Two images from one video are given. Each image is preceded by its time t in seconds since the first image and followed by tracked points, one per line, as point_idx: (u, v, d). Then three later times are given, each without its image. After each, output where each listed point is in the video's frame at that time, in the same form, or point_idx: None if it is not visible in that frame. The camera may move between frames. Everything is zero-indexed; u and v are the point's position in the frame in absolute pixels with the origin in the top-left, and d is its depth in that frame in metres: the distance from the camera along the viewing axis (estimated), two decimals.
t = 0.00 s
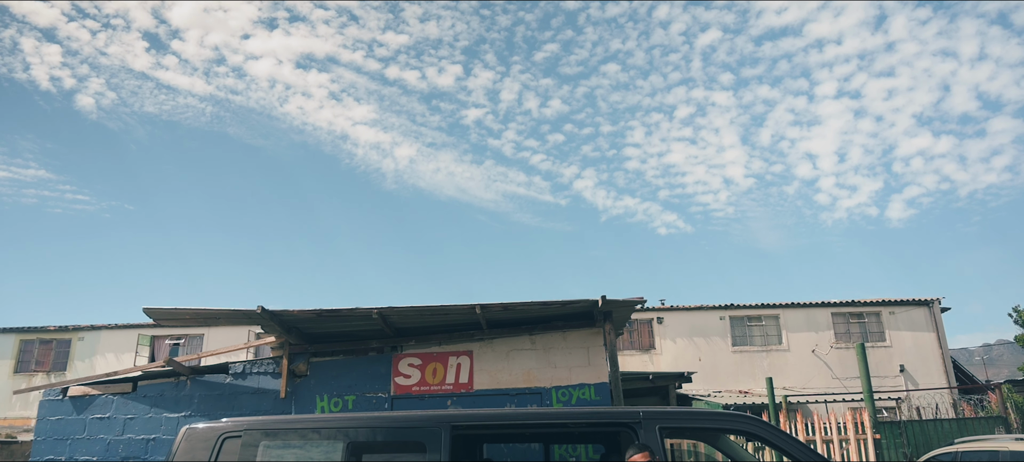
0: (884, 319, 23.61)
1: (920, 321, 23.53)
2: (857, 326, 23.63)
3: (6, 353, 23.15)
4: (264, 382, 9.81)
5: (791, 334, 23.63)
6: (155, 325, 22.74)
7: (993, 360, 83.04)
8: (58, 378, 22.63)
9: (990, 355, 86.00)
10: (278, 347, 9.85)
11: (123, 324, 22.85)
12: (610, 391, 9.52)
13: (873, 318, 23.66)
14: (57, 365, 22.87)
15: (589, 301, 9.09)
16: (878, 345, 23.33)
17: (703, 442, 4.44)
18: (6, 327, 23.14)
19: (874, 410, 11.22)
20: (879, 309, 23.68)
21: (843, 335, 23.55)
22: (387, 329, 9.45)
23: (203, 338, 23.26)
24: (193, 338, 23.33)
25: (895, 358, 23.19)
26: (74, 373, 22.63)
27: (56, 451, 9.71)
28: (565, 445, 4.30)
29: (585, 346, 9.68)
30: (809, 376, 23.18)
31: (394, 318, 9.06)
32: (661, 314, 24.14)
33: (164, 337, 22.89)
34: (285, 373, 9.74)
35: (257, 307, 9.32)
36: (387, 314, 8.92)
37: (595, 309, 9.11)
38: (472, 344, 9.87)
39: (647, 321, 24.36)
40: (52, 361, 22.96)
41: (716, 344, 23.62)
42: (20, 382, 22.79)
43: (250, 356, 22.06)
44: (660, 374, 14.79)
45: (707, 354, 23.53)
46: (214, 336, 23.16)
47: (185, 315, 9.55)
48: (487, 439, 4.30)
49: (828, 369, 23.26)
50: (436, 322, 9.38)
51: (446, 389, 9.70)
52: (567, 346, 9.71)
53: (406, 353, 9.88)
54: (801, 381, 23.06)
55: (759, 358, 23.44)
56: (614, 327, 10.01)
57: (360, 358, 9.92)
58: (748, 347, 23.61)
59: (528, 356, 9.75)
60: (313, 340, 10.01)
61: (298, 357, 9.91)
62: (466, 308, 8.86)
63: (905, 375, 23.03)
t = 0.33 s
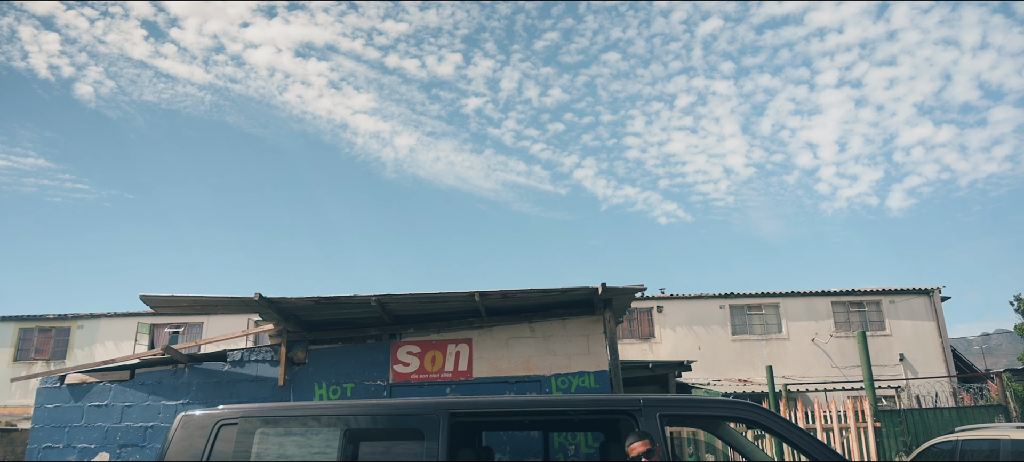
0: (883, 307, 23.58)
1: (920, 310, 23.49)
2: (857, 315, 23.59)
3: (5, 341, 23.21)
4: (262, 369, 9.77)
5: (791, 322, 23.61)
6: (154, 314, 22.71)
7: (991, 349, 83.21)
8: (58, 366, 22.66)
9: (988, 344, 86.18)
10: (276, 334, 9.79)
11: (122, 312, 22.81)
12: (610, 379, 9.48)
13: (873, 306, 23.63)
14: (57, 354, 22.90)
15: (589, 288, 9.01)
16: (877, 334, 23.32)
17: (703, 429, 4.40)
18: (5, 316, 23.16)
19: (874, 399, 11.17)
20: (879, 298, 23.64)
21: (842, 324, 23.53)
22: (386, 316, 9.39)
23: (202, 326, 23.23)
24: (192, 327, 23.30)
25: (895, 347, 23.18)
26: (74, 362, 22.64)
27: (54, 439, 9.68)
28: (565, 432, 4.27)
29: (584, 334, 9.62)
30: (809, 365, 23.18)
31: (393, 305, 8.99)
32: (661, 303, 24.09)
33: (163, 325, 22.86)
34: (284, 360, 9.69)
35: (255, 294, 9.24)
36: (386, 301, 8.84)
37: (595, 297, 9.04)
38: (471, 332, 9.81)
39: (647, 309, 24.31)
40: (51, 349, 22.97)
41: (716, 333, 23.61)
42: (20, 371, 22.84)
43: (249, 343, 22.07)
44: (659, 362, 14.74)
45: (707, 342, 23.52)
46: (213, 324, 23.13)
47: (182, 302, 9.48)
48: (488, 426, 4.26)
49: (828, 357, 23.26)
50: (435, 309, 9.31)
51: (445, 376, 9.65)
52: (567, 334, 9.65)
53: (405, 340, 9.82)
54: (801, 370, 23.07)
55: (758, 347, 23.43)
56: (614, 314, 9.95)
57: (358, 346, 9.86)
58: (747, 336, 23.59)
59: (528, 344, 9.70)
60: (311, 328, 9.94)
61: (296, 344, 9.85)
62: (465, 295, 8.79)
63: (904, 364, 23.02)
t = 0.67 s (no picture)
0: (883, 295, 23.56)
1: (920, 298, 23.45)
2: (857, 303, 23.57)
3: (5, 329, 23.23)
4: (260, 356, 9.72)
5: (791, 310, 23.59)
6: (153, 301, 22.67)
7: (989, 337, 83.45)
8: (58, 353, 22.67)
9: (987, 332, 86.38)
10: (274, 321, 9.73)
11: (121, 299, 22.76)
12: (610, 366, 9.43)
13: (873, 294, 23.60)
14: (57, 341, 22.90)
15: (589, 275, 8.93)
16: (877, 321, 23.31)
17: (704, 415, 4.36)
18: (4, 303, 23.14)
19: (875, 386, 11.13)
20: (879, 285, 23.61)
21: (842, 312, 23.51)
22: (385, 303, 9.32)
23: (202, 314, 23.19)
24: (192, 314, 23.25)
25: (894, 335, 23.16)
26: (74, 349, 22.65)
27: (51, 425, 9.64)
28: (565, 419, 4.33)
29: (585, 321, 9.56)
30: (808, 353, 23.19)
31: (392, 291, 8.92)
32: (661, 291, 24.03)
33: (163, 312, 22.81)
34: (282, 347, 9.64)
35: (252, 281, 9.16)
36: (384, 288, 8.77)
37: (595, 283, 8.96)
38: (470, 319, 9.75)
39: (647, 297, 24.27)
40: (51, 337, 22.97)
41: (716, 321, 23.58)
42: (19, 358, 22.87)
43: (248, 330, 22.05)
44: (659, 350, 14.71)
45: (706, 330, 23.50)
46: (213, 311, 23.08)
47: (179, 288, 9.40)
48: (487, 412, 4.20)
49: (828, 345, 23.26)
50: (434, 296, 9.24)
51: (444, 363, 9.60)
52: (567, 321, 9.59)
53: (403, 327, 9.77)
54: (800, 357, 23.08)
55: (758, 335, 23.43)
56: (615, 301, 9.88)
57: (357, 333, 9.80)
58: (747, 324, 23.57)
59: (528, 331, 9.64)
60: (310, 315, 9.88)
61: (295, 331, 9.79)
62: (464, 281, 8.72)
63: (904, 352, 23.02)
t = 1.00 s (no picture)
0: (884, 282, 23.51)
1: (921, 285, 23.39)
2: (858, 290, 23.52)
3: (5, 316, 23.24)
4: (259, 343, 9.66)
5: (791, 297, 23.55)
6: (153, 288, 22.61)
7: (989, 325, 83.58)
8: (58, 340, 22.66)
9: (987, 319, 86.52)
10: (273, 307, 9.65)
11: (121, 286, 22.70)
12: (611, 352, 9.37)
13: (873, 281, 23.55)
14: (57, 328, 22.90)
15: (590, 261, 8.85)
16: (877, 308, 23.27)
17: (704, 402, 4.30)
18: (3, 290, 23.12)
19: (877, 372, 11.08)
20: (880, 272, 23.55)
21: (843, 298, 23.47)
22: (384, 289, 9.24)
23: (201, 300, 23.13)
24: (191, 301, 23.18)
25: (895, 322, 23.12)
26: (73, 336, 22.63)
27: (50, 412, 9.60)
28: (566, 406, 4.20)
29: (585, 307, 9.49)
30: (809, 339, 23.17)
31: (391, 277, 8.85)
32: (661, 278, 23.96)
33: (162, 299, 22.75)
34: (282, 333, 9.58)
35: (251, 267, 9.07)
36: (384, 274, 8.69)
37: (597, 269, 8.88)
38: (471, 304, 9.68)
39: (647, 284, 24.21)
40: (51, 324, 22.96)
41: (716, 307, 23.54)
42: (20, 345, 22.89)
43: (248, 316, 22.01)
44: (659, 337, 14.66)
45: (707, 317, 23.47)
46: (212, 297, 23.01)
47: (177, 274, 9.32)
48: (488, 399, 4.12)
49: (828, 332, 23.23)
50: (433, 282, 9.16)
51: (444, 350, 9.54)
52: (568, 307, 9.52)
53: (403, 313, 9.69)
54: (800, 344, 23.06)
55: (758, 322, 23.39)
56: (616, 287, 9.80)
57: (356, 318, 9.73)
58: (747, 311, 23.55)
59: (528, 317, 9.57)
60: (309, 300, 9.81)
61: (294, 317, 9.73)
62: (464, 267, 8.63)
63: (904, 339, 22.99)
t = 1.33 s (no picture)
0: (885, 269, 23.46)
1: (922, 272, 23.33)
2: (859, 277, 23.47)
3: (4, 302, 23.23)
4: (258, 329, 9.61)
5: (791, 284, 23.50)
6: (152, 275, 22.55)
7: (989, 312, 83.64)
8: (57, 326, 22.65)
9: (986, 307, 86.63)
10: (272, 294, 9.59)
11: (120, 273, 22.64)
12: (612, 339, 9.31)
13: (875, 269, 23.50)
14: (56, 314, 22.88)
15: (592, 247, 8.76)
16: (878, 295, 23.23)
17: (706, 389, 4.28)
18: (3, 276, 23.11)
19: (879, 360, 11.02)
20: (881, 260, 23.50)
21: (844, 286, 23.43)
22: (383, 275, 9.16)
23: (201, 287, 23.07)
24: (191, 288, 23.12)
25: (895, 309, 23.08)
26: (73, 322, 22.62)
27: (48, 399, 9.56)
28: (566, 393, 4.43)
29: (586, 294, 9.42)
30: (810, 327, 23.14)
31: (390, 264, 8.77)
32: (661, 265, 23.88)
33: (162, 286, 22.70)
34: (281, 320, 9.52)
35: (249, 253, 8.99)
36: (383, 260, 8.61)
37: (598, 255, 8.80)
38: (471, 291, 9.61)
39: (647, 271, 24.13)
40: (50, 310, 22.95)
41: (716, 294, 23.51)
42: (20, 332, 22.89)
43: (247, 303, 21.98)
44: (659, 324, 14.61)
45: (707, 304, 23.43)
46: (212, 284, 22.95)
47: (175, 261, 9.24)
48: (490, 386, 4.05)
49: (829, 319, 23.20)
50: (433, 268, 9.08)
51: (444, 336, 9.48)
52: (568, 293, 9.45)
53: (402, 300, 9.62)
54: (801, 331, 23.03)
55: (759, 309, 23.36)
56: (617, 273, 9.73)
57: (356, 305, 9.67)
58: (748, 297, 23.51)
59: (529, 303, 9.51)
60: (308, 287, 9.75)
61: (293, 304, 9.67)
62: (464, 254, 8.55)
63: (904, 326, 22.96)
